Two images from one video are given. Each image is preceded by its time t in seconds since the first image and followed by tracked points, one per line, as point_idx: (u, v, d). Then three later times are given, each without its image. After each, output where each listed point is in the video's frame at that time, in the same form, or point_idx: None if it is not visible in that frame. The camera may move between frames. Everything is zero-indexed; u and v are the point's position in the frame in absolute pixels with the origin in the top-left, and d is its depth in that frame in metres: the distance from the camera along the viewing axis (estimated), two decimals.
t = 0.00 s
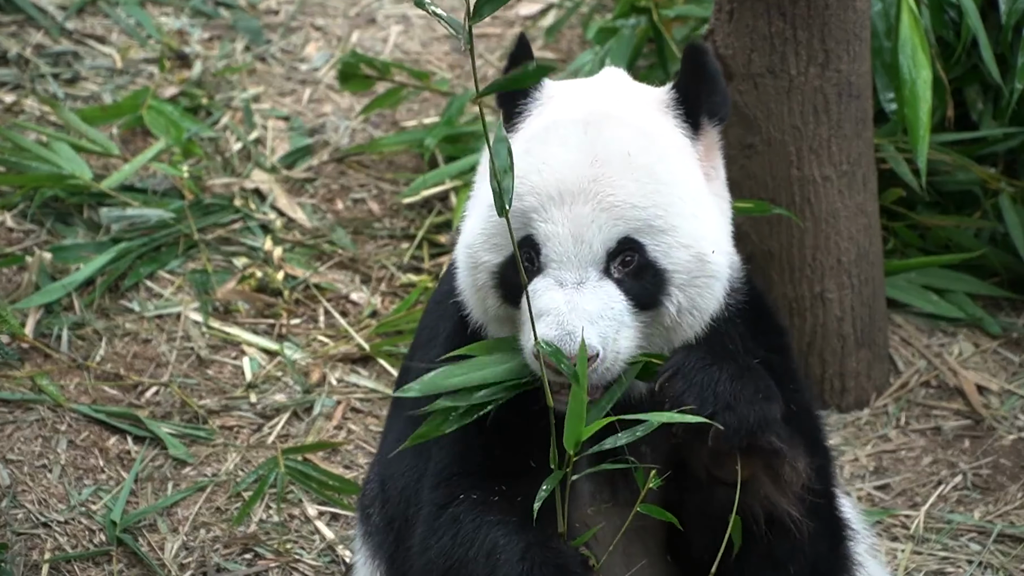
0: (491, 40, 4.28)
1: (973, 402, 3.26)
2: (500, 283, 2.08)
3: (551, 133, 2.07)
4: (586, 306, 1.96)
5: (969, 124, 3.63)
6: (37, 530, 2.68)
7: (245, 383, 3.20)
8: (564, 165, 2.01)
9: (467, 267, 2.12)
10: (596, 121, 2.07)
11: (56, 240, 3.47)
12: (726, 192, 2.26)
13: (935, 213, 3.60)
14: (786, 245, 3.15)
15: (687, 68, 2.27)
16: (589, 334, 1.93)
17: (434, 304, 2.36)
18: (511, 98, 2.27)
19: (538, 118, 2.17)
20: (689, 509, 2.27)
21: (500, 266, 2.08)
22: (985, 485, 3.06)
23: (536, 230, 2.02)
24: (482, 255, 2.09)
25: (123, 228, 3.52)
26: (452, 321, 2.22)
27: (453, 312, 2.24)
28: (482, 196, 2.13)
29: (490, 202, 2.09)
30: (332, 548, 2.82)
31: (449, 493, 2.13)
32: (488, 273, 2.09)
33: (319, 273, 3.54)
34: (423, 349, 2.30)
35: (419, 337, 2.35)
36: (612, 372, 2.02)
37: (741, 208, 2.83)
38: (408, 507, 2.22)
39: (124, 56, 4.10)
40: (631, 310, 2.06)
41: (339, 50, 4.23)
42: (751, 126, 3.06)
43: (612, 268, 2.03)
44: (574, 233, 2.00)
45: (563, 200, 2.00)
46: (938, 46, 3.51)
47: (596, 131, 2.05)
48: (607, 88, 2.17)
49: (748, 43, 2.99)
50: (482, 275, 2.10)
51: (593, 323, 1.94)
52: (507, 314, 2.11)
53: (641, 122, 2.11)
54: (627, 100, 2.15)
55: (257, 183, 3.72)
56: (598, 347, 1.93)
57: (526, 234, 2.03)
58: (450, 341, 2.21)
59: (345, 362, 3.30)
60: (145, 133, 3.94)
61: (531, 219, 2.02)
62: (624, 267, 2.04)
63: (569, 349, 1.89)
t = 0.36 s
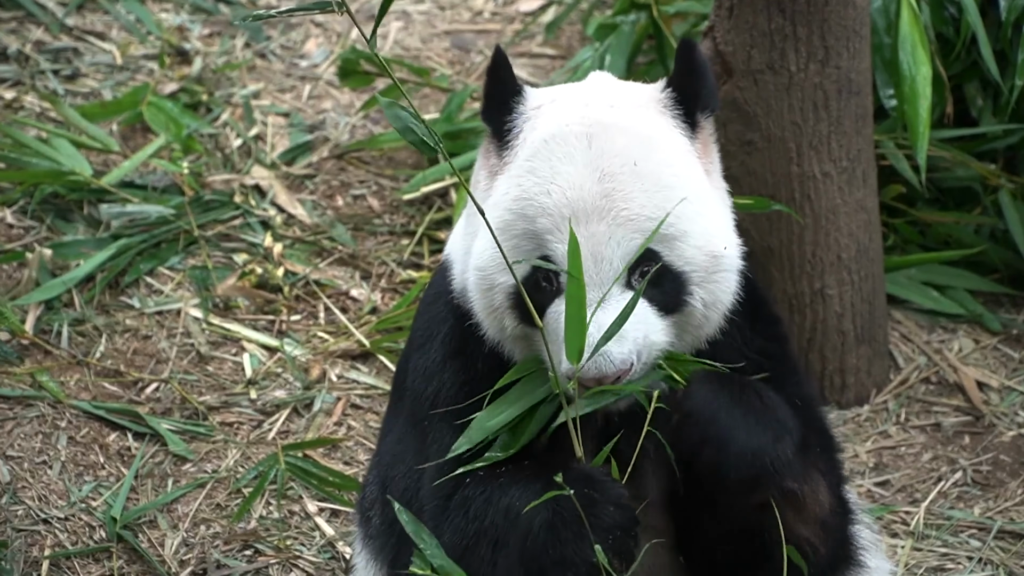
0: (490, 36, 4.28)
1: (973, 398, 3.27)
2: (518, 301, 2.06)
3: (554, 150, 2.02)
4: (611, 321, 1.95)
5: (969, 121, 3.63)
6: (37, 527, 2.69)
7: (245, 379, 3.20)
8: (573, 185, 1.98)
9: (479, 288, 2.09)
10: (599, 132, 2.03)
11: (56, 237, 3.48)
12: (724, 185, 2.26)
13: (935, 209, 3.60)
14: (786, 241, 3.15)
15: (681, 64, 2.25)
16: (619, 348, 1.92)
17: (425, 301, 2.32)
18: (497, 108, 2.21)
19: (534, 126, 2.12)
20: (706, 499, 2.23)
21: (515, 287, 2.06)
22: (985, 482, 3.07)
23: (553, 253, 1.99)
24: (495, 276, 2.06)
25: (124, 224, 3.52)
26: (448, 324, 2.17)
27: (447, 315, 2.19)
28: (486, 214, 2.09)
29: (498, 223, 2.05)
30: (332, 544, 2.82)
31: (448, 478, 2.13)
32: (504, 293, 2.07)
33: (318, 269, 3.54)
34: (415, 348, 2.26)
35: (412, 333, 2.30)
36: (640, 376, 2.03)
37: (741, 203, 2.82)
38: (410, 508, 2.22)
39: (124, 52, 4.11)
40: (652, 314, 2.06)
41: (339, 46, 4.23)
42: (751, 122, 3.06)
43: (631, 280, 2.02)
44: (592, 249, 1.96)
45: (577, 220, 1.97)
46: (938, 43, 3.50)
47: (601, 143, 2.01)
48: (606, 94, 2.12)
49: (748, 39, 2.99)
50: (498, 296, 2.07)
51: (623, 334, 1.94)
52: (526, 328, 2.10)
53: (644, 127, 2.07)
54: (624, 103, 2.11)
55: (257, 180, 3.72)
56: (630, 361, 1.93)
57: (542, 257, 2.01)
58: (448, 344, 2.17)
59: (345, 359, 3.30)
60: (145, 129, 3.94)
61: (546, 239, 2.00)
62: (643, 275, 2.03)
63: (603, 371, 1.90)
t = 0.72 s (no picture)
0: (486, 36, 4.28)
1: (969, 397, 3.27)
2: (530, 266, 2.03)
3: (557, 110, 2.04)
4: (636, 261, 1.91)
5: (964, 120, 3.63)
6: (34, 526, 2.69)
7: (241, 379, 3.19)
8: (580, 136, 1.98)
9: (489, 258, 2.06)
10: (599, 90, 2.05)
11: (52, 236, 3.47)
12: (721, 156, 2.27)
13: (931, 208, 3.60)
14: (782, 240, 3.15)
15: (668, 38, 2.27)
16: (646, 286, 1.90)
17: (420, 297, 2.31)
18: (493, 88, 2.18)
19: (525, 95, 2.13)
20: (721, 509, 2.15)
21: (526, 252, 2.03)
22: (981, 481, 3.07)
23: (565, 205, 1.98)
24: (506, 242, 2.03)
25: (120, 223, 3.51)
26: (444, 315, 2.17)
27: (443, 307, 2.18)
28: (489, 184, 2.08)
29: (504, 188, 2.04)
30: (328, 543, 2.82)
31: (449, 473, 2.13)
32: (515, 258, 2.03)
33: (315, 268, 3.53)
34: (410, 340, 2.25)
35: (407, 327, 2.30)
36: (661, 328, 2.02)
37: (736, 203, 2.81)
38: (396, 500, 2.21)
39: (120, 52, 4.10)
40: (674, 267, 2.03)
41: (335, 45, 4.23)
42: (747, 121, 3.06)
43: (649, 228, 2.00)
44: (605, 198, 1.95)
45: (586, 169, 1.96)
46: (934, 42, 3.51)
47: (600, 98, 2.03)
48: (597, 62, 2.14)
49: (744, 38, 2.99)
50: (509, 262, 2.04)
51: (649, 273, 1.92)
52: (540, 296, 2.06)
53: (640, 88, 2.09)
54: (615, 67, 2.13)
55: (253, 179, 3.72)
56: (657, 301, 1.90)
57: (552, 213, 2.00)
58: (443, 336, 2.17)
59: (341, 358, 3.30)
60: (141, 128, 3.93)
61: (558, 195, 1.99)
62: (660, 226, 2.00)
63: (630, 308, 1.88)
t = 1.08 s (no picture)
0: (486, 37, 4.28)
1: (968, 398, 3.27)
2: (568, 287, 2.02)
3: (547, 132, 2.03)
4: (667, 251, 1.90)
5: (964, 120, 3.63)
6: (34, 527, 2.69)
7: (241, 380, 3.20)
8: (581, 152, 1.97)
9: (521, 290, 2.04)
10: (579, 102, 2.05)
11: (52, 237, 3.47)
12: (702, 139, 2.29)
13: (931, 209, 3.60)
14: (782, 241, 3.15)
15: (628, 38, 2.30)
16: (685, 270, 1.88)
17: (411, 316, 2.29)
18: (476, 126, 2.14)
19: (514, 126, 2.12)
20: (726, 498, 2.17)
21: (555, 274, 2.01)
22: (981, 481, 3.07)
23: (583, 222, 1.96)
24: (535, 272, 2.01)
25: (120, 224, 3.52)
26: (440, 332, 2.15)
27: (439, 323, 2.17)
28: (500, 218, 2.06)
29: (516, 217, 2.02)
30: (327, 544, 2.82)
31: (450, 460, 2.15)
32: (550, 284, 2.02)
33: (314, 269, 3.54)
34: (405, 352, 2.24)
35: (401, 341, 2.28)
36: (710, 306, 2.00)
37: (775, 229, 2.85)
38: (392, 507, 2.22)
39: (120, 53, 4.10)
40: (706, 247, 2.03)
41: (335, 46, 4.23)
42: (747, 122, 3.06)
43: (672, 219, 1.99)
44: (619, 198, 1.94)
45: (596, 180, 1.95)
46: (934, 43, 3.51)
47: (586, 109, 2.03)
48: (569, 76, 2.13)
49: (744, 39, 2.98)
50: (545, 288, 2.02)
51: (684, 255, 1.90)
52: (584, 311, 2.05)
53: (619, 92, 2.09)
54: (584, 77, 2.13)
55: (253, 180, 3.72)
56: (697, 280, 1.89)
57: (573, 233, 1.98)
58: (440, 349, 2.15)
59: (341, 359, 3.30)
60: (141, 128, 3.93)
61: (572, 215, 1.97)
62: (681, 214, 2.00)
63: (677, 293, 1.85)
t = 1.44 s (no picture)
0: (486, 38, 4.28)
1: (969, 400, 3.27)
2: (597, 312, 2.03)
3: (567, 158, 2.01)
4: (704, 273, 1.92)
5: (964, 122, 3.63)
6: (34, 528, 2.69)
7: (241, 381, 3.19)
8: (606, 176, 1.96)
9: (548, 317, 2.04)
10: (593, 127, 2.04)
11: (52, 239, 3.47)
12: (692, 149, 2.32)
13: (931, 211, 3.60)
14: (782, 242, 3.16)
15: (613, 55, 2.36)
16: (723, 295, 1.91)
17: (405, 332, 2.28)
18: (484, 151, 2.11)
19: (525, 152, 2.10)
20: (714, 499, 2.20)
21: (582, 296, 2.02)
22: (981, 483, 3.07)
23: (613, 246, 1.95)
24: (561, 297, 2.01)
25: (120, 226, 3.52)
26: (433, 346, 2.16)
27: (432, 336, 2.17)
28: (518, 245, 2.05)
29: (541, 242, 2.01)
30: (327, 546, 2.82)
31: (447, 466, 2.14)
32: (577, 309, 2.02)
33: (314, 271, 3.54)
34: (399, 367, 2.25)
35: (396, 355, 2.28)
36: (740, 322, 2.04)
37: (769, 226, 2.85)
38: (389, 513, 2.22)
39: (120, 54, 4.10)
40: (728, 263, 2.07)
41: (335, 48, 4.23)
42: (747, 123, 3.06)
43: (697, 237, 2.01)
44: (649, 219, 1.94)
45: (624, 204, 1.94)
46: (934, 44, 3.51)
47: (601, 133, 2.02)
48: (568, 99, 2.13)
49: (744, 41, 2.97)
50: (574, 313, 2.03)
51: (718, 278, 1.93)
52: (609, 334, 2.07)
53: (624, 111, 2.09)
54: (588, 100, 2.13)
55: (253, 182, 3.72)
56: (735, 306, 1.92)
57: (601, 256, 1.97)
58: (432, 361, 2.16)
59: (341, 361, 3.30)
60: (141, 130, 3.93)
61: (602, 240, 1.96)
62: (703, 229, 2.02)
63: (720, 320, 1.88)
